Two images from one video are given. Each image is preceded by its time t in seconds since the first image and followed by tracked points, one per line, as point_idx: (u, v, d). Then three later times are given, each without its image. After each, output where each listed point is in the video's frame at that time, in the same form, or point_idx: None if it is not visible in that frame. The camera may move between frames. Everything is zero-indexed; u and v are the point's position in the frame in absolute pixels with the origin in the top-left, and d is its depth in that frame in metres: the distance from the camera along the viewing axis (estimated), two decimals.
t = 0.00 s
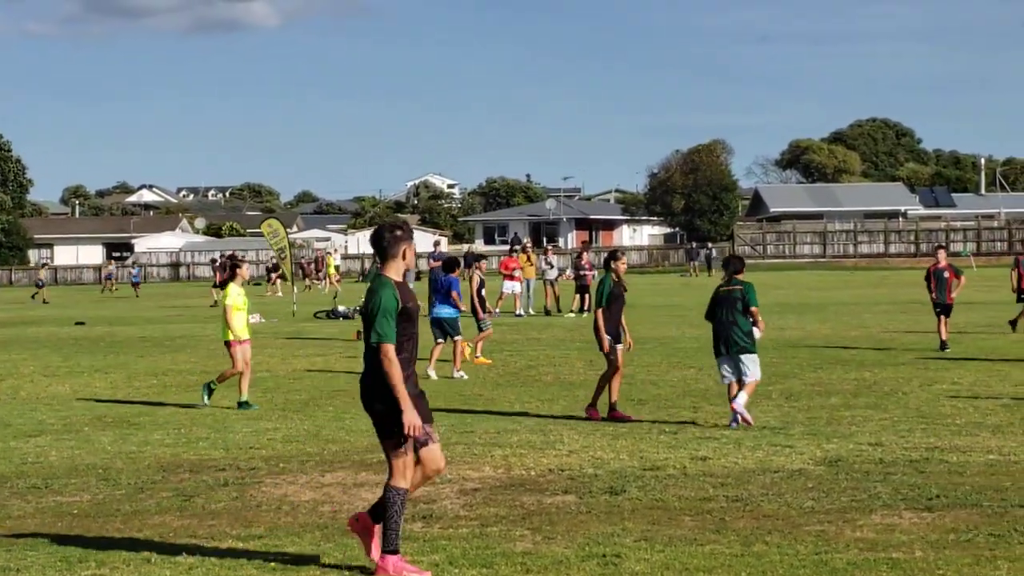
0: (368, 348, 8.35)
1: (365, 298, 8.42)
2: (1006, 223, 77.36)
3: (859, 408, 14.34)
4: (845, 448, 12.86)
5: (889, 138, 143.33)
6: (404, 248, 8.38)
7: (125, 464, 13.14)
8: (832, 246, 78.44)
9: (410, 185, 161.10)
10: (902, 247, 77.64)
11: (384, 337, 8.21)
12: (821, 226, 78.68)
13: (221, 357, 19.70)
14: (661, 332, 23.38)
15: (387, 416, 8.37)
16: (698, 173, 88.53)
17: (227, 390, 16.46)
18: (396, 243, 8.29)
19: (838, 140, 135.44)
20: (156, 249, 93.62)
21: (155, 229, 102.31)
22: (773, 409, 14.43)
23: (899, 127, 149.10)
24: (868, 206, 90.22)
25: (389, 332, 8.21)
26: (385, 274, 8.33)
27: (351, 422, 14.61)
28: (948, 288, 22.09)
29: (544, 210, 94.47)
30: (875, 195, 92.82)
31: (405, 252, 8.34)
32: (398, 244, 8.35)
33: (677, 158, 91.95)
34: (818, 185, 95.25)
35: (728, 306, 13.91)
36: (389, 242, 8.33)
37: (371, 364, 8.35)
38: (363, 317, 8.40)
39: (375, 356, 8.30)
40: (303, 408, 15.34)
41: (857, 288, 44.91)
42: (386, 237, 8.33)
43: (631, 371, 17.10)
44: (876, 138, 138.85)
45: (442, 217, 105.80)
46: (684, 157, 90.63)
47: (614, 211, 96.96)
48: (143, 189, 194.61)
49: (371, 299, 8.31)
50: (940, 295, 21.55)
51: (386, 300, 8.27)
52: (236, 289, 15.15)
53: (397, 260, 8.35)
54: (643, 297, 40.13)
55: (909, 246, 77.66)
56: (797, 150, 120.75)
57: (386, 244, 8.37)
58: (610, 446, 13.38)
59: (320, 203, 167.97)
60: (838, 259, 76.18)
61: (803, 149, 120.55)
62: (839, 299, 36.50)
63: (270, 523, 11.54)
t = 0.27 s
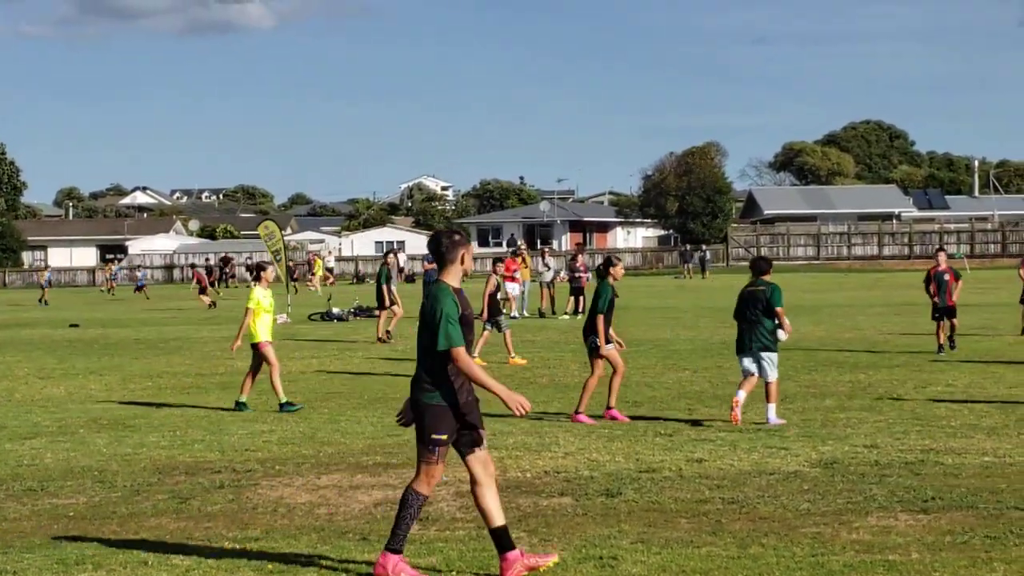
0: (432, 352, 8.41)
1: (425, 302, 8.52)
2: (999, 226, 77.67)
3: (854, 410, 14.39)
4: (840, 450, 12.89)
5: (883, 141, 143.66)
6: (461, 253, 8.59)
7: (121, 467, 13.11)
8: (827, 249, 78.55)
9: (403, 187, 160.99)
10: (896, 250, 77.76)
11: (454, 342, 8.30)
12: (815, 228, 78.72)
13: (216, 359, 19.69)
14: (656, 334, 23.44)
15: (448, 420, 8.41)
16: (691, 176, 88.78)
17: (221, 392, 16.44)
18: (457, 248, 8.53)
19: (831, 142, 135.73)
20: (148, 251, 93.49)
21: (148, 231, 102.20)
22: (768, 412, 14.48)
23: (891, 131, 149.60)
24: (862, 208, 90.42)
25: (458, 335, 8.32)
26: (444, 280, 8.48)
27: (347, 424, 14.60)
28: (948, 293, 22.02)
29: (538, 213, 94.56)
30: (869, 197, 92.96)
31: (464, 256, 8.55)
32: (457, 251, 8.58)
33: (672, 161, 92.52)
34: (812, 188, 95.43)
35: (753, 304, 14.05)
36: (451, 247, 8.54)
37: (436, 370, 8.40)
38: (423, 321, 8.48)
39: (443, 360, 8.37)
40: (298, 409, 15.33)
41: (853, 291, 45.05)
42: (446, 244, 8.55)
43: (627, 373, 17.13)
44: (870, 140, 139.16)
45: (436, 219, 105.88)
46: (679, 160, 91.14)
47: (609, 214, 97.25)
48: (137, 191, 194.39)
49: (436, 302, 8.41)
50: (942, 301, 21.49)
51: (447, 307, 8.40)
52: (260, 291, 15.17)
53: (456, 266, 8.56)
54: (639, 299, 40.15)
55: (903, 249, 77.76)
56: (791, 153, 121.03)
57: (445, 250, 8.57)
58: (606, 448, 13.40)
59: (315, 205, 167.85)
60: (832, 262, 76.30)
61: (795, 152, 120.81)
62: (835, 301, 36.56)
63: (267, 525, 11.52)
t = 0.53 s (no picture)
0: (486, 353, 8.53)
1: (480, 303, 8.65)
2: (994, 225, 78.03)
3: (850, 410, 14.45)
4: (837, 450, 12.94)
5: (877, 141, 144.09)
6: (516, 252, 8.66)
7: (118, 466, 13.09)
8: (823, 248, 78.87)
9: (397, 186, 160.86)
10: (891, 249, 78.12)
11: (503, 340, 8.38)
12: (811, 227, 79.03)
13: (212, 358, 19.68)
14: (653, 334, 23.48)
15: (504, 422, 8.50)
16: (686, 176, 89.06)
17: (217, 391, 16.41)
18: (509, 246, 8.61)
19: (825, 142, 136.06)
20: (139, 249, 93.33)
21: (141, 229, 102.04)
22: (764, 412, 14.54)
23: (886, 130, 149.92)
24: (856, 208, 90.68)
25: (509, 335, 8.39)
26: (498, 276, 8.59)
27: (343, 424, 14.58)
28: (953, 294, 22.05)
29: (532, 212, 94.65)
30: (864, 196, 93.24)
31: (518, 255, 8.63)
32: (510, 248, 8.66)
33: (667, 160, 92.86)
34: (807, 187, 95.67)
35: (773, 301, 14.23)
36: (503, 246, 8.64)
37: (489, 372, 8.53)
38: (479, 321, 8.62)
39: (495, 360, 8.48)
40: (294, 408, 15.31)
41: (849, 290, 45.17)
42: (499, 243, 8.66)
43: (623, 373, 17.22)
44: (865, 140, 139.49)
45: (430, 218, 105.82)
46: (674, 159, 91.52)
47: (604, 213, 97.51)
48: (131, 189, 194.22)
49: (488, 302, 8.52)
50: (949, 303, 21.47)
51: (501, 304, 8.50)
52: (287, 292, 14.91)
53: (509, 264, 8.65)
54: (636, 299, 40.24)
55: (898, 248, 78.14)
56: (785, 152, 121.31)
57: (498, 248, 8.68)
58: (603, 448, 13.43)
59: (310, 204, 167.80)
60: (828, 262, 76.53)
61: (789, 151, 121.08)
62: (833, 301, 36.64)
63: (265, 525, 11.51)
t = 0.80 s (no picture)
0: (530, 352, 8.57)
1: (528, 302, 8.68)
2: (989, 224, 78.34)
3: (847, 410, 14.49)
4: (834, 449, 12.97)
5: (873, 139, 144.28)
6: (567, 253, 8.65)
7: (115, 466, 13.06)
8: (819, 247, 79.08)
9: (391, 186, 160.58)
10: (887, 248, 78.34)
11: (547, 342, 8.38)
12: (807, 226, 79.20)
13: (208, 358, 19.65)
14: (649, 333, 23.49)
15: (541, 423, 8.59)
16: (682, 175, 89.15)
17: (213, 391, 16.38)
18: (561, 248, 8.53)
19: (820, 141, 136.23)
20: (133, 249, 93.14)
21: (136, 229, 101.86)
22: (760, 412, 14.57)
23: (880, 129, 150.17)
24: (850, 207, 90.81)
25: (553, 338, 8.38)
26: (550, 277, 8.56)
27: (340, 424, 14.57)
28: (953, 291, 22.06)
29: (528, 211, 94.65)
30: (859, 195, 93.47)
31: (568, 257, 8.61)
32: (562, 248, 8.59)
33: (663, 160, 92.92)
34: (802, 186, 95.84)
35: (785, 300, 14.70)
36: (555, 246, 8.55)
37: (531, 371, 8.58)
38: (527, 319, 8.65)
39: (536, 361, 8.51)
40: (291, 408, 15.29)
41: (844, 289, 45.23)
42: (552, 242, 8.60)
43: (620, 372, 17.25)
44: (860, 138, 139.64)
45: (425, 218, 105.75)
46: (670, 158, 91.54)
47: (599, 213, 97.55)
48: (126, 189, 193.88)
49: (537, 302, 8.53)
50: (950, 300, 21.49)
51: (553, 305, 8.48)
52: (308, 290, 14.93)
53: (561, 264, 8.59)
54: (633, 298, 40.24)
55: (894, 246, 78.38)
56: (779, 150, 121.44)
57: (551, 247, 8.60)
58: (599, 447, 13.44)
59: (304, 204, 167.53)
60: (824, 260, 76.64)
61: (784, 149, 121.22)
62: (830, 300, 36.69)
63: (262, 525, 11.50)
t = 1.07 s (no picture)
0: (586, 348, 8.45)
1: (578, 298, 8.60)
2: (983, 223, 78.45)
3: (840, 409, 14.51)
4: (829, 448, 12.98)
5: (867, 138, 144.45)
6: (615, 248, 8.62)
7: (109, 465, 13.03)
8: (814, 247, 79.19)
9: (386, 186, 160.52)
10: (880, 247, 78.40)
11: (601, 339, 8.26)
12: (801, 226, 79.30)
13: (202, 357, 19.61)
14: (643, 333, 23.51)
15: (597, 421, 8.48)
16: (677, 174, 89.22)
17: (207, 391, 16.34)
18: (611, 245, 8.52)
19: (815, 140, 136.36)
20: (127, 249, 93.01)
21: (130, 228, 101.73)
22: (755, 411, 14.57)
23: (874, 127, 150.10)
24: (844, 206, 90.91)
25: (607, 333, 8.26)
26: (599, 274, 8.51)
27: (334, 424, 14.55)
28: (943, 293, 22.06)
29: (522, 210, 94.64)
30: (853, 195, 93.54)
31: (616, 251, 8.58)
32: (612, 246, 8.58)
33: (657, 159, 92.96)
34: (796, 186, 95.97)
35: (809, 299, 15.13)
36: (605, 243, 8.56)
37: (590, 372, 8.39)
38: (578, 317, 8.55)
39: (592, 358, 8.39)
40: (285, 408, 15.26)
41: (838, 288, 45.26)
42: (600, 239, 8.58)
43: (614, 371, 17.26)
44: (854, 138, 139.76)
45: (420, 217, 105.72)
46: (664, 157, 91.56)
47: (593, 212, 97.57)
48: (121, 189, 193.65)
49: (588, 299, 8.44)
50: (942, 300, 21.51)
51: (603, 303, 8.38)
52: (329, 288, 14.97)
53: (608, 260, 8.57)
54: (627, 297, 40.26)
55: (888, 246, 78.48)
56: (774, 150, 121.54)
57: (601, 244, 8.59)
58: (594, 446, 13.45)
59: (299, 203, 167.35)
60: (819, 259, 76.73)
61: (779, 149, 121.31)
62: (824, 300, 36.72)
63: (257, 525, 11.48)
